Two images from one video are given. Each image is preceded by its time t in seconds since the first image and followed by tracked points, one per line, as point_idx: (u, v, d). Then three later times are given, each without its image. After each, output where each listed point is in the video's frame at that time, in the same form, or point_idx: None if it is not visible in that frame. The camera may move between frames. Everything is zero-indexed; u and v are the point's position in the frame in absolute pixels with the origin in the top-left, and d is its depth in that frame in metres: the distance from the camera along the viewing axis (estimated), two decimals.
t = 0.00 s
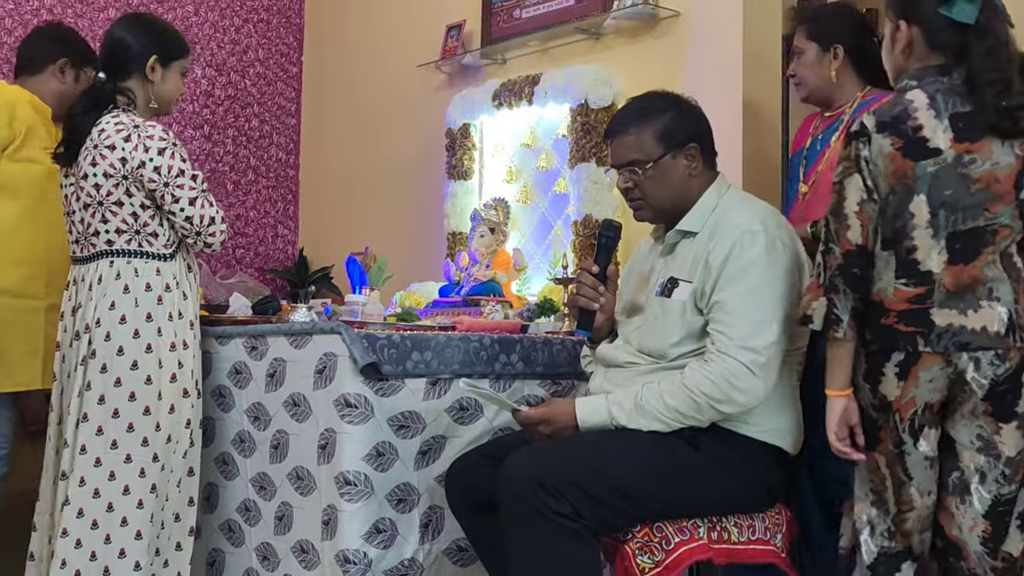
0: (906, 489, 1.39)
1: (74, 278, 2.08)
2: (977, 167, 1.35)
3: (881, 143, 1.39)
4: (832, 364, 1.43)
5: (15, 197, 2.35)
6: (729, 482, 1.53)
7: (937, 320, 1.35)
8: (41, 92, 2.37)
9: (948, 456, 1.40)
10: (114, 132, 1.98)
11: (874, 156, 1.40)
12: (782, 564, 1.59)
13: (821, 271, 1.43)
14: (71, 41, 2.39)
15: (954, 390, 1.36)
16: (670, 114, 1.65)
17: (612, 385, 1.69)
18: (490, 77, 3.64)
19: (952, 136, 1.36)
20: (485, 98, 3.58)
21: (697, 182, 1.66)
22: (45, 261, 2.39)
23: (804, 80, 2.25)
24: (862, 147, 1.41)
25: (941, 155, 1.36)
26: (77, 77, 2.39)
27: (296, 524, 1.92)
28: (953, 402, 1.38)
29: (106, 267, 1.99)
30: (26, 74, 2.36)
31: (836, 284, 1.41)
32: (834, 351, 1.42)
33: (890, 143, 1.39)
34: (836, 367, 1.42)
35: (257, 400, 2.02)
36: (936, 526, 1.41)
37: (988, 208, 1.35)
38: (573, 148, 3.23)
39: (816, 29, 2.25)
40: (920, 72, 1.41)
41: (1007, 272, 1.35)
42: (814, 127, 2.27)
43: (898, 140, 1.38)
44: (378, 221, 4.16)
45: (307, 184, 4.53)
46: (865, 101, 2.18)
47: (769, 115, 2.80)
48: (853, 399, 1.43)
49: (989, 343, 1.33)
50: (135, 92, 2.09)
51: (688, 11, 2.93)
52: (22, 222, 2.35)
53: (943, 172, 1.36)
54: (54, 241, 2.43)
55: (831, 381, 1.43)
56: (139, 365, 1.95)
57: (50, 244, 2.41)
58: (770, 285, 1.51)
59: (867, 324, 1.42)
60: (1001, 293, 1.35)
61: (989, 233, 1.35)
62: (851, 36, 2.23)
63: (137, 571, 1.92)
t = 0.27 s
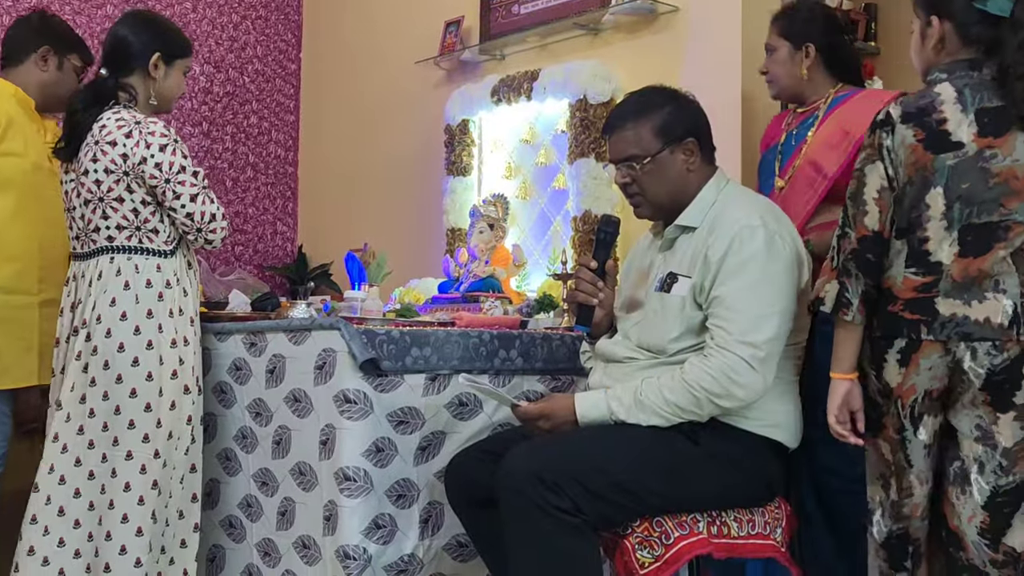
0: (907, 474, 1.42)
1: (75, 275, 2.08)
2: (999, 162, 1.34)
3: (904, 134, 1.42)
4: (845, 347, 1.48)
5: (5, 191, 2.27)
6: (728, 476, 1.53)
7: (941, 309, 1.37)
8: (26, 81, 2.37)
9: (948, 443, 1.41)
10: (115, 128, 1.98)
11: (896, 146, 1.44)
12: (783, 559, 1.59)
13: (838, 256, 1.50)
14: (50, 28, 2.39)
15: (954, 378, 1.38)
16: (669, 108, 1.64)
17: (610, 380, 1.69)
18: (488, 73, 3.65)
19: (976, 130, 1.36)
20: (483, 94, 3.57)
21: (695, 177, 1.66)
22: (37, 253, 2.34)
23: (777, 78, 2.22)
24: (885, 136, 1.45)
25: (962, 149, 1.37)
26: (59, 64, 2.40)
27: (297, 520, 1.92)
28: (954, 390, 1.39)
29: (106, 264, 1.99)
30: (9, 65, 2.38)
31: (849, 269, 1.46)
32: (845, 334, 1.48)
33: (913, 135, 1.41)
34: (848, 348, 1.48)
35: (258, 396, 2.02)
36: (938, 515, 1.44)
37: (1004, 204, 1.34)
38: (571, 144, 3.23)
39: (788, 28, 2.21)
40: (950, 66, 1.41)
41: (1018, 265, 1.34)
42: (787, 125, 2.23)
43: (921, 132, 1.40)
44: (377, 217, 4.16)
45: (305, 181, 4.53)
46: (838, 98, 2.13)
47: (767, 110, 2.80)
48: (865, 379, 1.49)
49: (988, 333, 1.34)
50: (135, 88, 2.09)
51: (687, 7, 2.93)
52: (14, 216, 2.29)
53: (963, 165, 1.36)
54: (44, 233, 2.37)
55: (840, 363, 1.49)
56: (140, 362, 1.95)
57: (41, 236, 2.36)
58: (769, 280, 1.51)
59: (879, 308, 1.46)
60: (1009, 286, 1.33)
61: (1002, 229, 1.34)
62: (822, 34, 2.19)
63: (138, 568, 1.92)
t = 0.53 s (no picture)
0: (904, 466, 1.47)
1: (74, 273, 2.08)
2: (1000, 162, 1.37)
3: (909, 131, 1.46)
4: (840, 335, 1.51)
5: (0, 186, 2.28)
6: (729, 474, 1.53)
7: (933, 303, 1.41)
8: (20, 75, 2.36)
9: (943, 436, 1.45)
10: (116, 126, 1.98)
11: (901, 143, 1.47)
12: (783, 555, 1.59)
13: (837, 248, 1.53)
14: (48, 21, 2.37)
15: (947, 372, 1.42)
16: (669, 105, 1.64)
17: (610, 378, 1.69)
18: (488, 70, 3.64)
19: (981, 130, 1.39)
20: (483, 91, 3.57)
21: (694, 174, 1.66)
22: (32, 248, 2.33)
23: (736, 77, 2.16)
24: (892, 133, 1.49)
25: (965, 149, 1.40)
26: (56, 58, 2.38)
27: (297, 518, 1.92)
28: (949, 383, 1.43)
29: (107, 262, 1.99)
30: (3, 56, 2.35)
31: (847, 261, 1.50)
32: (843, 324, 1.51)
33: (917, 132, 1.44)
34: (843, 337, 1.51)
35: (258, 395, 2.02)
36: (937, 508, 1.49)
37: (1003, 204, 1.37)
38: (570, 141, 3.24)
39: (747, 27, 2.13)
40: (965, 65, 1.43)
41: (1010, 261, 1.38)
42: (749, 126, 2.18)
43: (925, 130, 1.43)
44: (376, 216, 4.15)
45: (305, 179, 4.53)
46: (798, 96, 2.09)
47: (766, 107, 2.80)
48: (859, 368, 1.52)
49: (979, 328, 1.37)
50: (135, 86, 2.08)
51: (686, 4, 2.93)
52: (8, 211, 2.29)
53: (964, 164, 1.40)
54: (39, 228, 2.36)
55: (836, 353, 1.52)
56: (140, 360, 1.95)
57: (36, 232, 2.35)
58: (769, 277, 1.50)
59: (876, 299, 1.50)
60: (1001, 282, 1.37)
61: (999, 229, 1.38)
62: (782, 34, 2.13)
63: (137, 566, 1.92)
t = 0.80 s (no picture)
0: (908, 463, 1.55)
1: (73, 273, 2.07)
2: (998, 163, 1.46)
3: (911, 133, 1.54)
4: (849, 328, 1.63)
5: None
6: (729, 473, 1.53)
7: (936, 301, 1.50)
8: (17, 73, 2.34)
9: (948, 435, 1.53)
10: (113, 126, 1.98)
11: (903, 144, 1.56)
12: (783, 554, 1.59)
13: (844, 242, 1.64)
14: (52, 21, 2.36)
15: (949, 368, 1.50)
16: (668, 104, 1.64)
17: (610, 377, 1.69)
18: (486, 69, 3.64)
19: (980, 132, 1.48)
20: (482, 90, 3.58)
21: (694, 173, 1.66)
22: (31, 249, 2.33)
23: (715, 72, 2.13)
24: (894, 137, 1.58)
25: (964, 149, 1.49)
26: (56, 62, 2.37)
27: (297, 518, 1.92)
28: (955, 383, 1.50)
29: (105, 262, 1.99)
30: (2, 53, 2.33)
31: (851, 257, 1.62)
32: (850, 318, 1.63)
33: (918, 133, 1.53)
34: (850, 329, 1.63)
35: (258, 394, 2.02)
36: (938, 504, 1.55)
37: (1002, 204, 1.46)
38: (570, 140, 3.24)
39: (728, 22, 2.11)
40: (969, 70, 1.51)
41: (1011, 260, 1.46)
42: (728, 126, 2.18)
43: (927, 131, 1.52)
44: (376, 215, 4.15)
45: (305, 179, 4.53)
46: (775, 94, 2.09)
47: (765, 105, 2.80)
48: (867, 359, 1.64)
49: (981, 326, 1.46)
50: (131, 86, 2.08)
51: (684, 2, 2.93)
52: (7, 212, 2.28)
53: (963, 165, 1.48)
54: (38, 228, 2.36)
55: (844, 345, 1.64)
56: (139, 360, 1.94)
57: (35, 232, 2.35)
58: (768, 276, 1.50)
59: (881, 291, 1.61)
60: (1002, 280, 1.45)
61: (999, 228, 1.46)
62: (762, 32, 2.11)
63: (137, 566, 1.92)
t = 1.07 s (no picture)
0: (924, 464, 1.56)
1: (70, 273, 2.07)
2: (1008, 172, 1.46)
3: (919, 147, 1.55)
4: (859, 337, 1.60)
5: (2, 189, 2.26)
6: (729, 471, 1.52)
7: (954, 308, 1.50)
8: (11, 75, 2.28)
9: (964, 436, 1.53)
10: (107, 126, 1.98)
11: (913, 159, 1.57)
12: (782, 551, 1.60)
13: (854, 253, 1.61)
14: (52, 21, 2.30)
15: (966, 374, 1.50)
16: (666, 102, 1.64)
17: (609, 375, 1.69)
18: (484, 68, 3.64)
19: (986, 144, 1.48)
20: (481, 89, 3.58)
21: (692, 170, 1.66)
22: (32, 252, 2.33)
23: (706, 68, 2.13)
24: (902, 151, 1.58)
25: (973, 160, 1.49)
26: (52, 65, 2.31)
27: (297, 517, 1.92)
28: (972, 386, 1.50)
29: (102, 262, 1.99)
30: None
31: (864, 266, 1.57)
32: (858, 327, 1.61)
33: (926, 147, 1.54)
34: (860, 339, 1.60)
35: (257, 393, 2.02)
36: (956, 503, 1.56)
37: (1013, 211, 1.45)
38: (568, 139, 3.24)
39: (720, 19, 2.11)
40: (966, 88, 1.53)
41: None
42: (720, 123, 2.19)
43: (934, 145, 1.53)
44: (376, 214, 4.15)
45: (303, 177, 4.53)
46: (765, 91, 2.09)
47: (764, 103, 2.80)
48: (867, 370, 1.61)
49: (999, 332, 1.45)
50: (127, 85, 2.08)
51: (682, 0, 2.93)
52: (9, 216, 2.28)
53: (973, 175, 1.49)
54: (38, 230, 2.36)
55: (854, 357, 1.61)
56: (136, 360, 1.94)
57: (35, 234, 2.35)
58: (768, 275, 1.50)
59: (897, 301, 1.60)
60: (1019, 289, 1.44)
61: (1011, 234, 1.45)
62: (754, 29, 2.11)
63: (136, 566, 1.92)
